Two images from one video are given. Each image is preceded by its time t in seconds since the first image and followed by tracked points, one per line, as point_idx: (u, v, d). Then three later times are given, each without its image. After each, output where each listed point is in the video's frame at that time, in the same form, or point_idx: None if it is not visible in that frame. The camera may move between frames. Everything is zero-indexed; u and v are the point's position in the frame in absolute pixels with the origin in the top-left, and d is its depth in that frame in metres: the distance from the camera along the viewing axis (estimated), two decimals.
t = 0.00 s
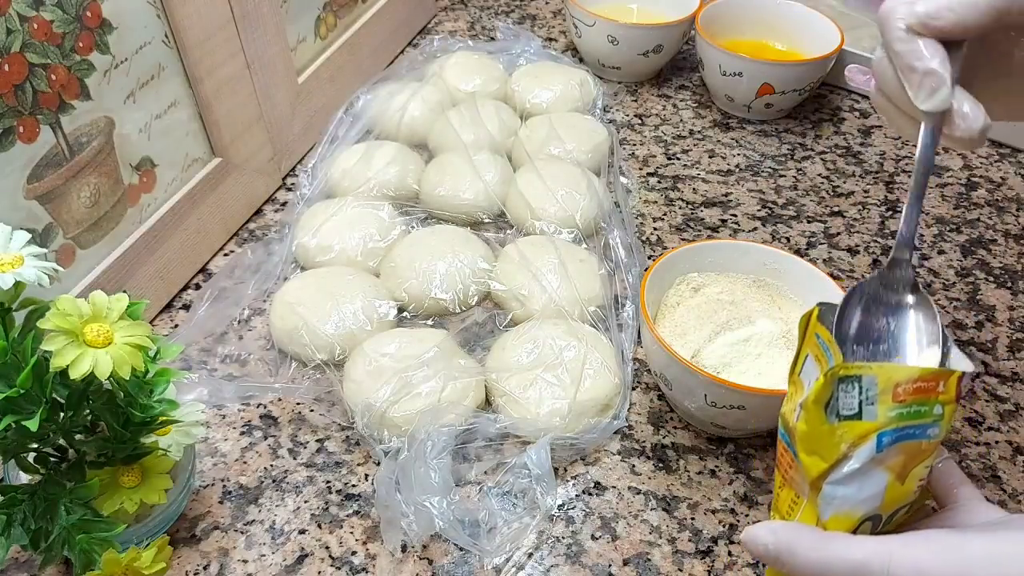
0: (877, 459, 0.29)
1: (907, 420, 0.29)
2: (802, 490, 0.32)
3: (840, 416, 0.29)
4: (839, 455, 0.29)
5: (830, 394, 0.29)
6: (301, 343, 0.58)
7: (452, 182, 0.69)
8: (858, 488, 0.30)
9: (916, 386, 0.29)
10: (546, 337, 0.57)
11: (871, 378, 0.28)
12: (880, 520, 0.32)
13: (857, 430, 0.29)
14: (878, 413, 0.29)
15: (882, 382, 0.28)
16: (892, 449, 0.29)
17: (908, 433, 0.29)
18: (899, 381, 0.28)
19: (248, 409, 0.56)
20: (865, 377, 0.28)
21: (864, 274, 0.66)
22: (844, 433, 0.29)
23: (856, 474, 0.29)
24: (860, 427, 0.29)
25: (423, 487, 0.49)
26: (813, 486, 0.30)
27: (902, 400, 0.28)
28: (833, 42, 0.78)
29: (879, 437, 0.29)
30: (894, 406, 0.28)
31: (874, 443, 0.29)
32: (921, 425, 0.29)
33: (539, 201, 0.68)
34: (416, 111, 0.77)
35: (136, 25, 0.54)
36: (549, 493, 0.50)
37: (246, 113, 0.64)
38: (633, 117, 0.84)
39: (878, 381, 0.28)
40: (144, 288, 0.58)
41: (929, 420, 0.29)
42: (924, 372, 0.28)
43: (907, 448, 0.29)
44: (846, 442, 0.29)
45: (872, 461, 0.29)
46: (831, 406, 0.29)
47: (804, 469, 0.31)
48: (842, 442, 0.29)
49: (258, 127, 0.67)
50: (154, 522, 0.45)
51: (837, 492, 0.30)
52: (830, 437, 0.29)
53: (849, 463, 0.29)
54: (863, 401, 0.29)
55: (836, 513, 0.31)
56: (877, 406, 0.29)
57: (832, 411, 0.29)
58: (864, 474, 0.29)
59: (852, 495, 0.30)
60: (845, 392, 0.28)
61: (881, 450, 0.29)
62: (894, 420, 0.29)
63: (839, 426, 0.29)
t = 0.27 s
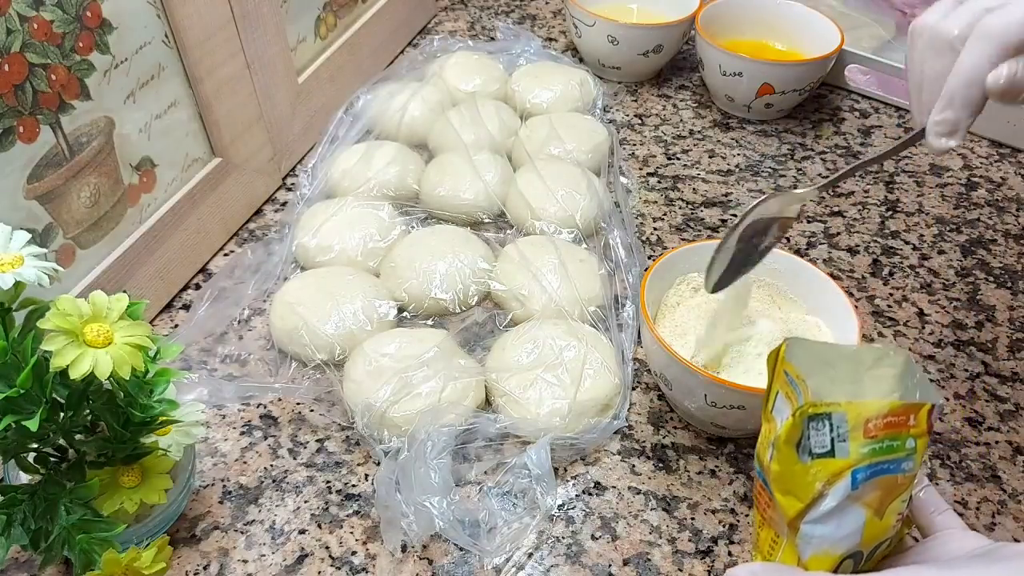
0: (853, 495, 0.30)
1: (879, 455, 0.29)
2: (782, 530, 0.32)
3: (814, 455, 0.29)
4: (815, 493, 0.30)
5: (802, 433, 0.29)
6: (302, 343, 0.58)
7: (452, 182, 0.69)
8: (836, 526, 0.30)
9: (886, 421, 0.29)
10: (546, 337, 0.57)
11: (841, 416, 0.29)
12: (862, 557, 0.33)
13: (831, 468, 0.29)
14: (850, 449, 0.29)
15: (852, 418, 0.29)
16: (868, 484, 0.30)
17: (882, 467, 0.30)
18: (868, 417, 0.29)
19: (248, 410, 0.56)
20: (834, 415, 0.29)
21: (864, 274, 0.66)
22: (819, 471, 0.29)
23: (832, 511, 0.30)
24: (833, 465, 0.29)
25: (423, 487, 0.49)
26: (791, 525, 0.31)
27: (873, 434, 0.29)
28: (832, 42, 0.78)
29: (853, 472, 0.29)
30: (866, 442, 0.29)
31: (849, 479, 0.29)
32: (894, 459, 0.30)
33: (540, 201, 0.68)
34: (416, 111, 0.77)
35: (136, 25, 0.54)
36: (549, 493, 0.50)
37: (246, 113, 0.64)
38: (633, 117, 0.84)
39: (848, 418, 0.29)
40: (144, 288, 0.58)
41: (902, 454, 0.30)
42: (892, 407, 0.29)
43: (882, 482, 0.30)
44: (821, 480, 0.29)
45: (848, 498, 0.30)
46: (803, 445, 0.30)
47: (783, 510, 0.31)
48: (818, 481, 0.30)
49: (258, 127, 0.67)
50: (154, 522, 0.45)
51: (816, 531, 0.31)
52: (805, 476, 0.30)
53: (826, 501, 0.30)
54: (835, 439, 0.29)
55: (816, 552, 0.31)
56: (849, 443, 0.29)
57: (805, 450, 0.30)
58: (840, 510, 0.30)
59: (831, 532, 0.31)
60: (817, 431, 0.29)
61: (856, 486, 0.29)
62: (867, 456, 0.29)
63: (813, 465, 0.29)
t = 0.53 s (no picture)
0: (915, 517, 0.30)
1: (944, 477, 0.29)
2: (840, 552, 0.33)
3: (875, 476, 0.30)
4: (876, 514, 0.30)
5: (864, 453, 0.30)
6: (302, 343, 0.58)
7: (452, 182, 0.69)
8: (898, 549, 0.30)
9: (951, 443, 0.29)
10: (546, 337, 0.57)
11: (904, 437, 0.29)
12: None
13: (893, 489, 0.29)
14: (913, 471, 0.29)
15: (916, 440, 0.29)
16: (931, 506, 0.30)
17: (946, 490, 0.29)
18: (933, 438, 0.29)
19: (248, 410, 0.56)
20: (898, 436, 0.29)
21: (864, 274, 0.66)
22: (880, 493, 0.30)
23: (895, 534, 0.30)
24: (896, 486, 0.29)
25: (423, 487, 0.49)
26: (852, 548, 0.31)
27: (937, 456, 0.29)
28: (833, 42, 0.78)
29: (916, 495, 0.29)
30: (929, 463, 0.29)
31: (911, 501, 0.29)
32: (959, 481, 0.30)
33: (539, 201, 0.68)
34: (416, 111, 0.77)
35: (136, 25, 0.54)
36: (549, 493, 0.50)
37: (246, 113, 0.64)
38: (633, 117, 0.84)
39: (911, 439, 0.29)
40: (144, 288, 0.58)
41: (967, 476, 0.30)
42: (957, 428, 0.29)
43: (945, 505, 0.30)
44: (883, 501, 0.30)
45: (910, 520, 0.30)
46: (865, 466, 0.30)
47: (843, 530, 0.31)
48: (879, 502, 0.30)
49: (258, 127, 0.67)
50: (154, 522, 0.45)
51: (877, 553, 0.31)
52: (867, 497, 0.30)
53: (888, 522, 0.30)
54: (897, 459, 0.29)
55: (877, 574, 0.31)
56: (912, 464, 0.29)
57: (866, 471, 0.30)
58: (901, 532, 0.30)
59: (893, 556, 0.31)
60: (878, 452, 0.29)
61: (919, 509, 0.29)
62: (930, 478, 0.29)
63: (875, 486, 0.30)
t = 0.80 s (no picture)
0: (932, 501, 0.30)
1: (963, 463, 0.30)
2: (855, 532, 0.33)
3: (895, 458, 0.30)
4: (893, 496, 0.30)
5: (885, 436, 0.30)
6: (302, 343, 0.58)
7: (452, 182, 0.69)
8: (913, 531, 0.31)
9: (972, 430, 0.29)
10: (546, 337, 0.57)
11: (926, 421, 0.29)
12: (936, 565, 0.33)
13: (913, 472, 0.30)
14: (933, 455, 0.30)
15: (938, 424, 0.29)
16: (948, 491, 0.30)
17: (964, 476, 0.30)
18: (954, 424, 0.29)
19: (248, 410, 0.56)
20: (920, 420, 0.29)
21: (864, 274, 0.66)
22: (899, 475, 0.30)
23: (911, 516, 0.30)
24: (915, 470, 0.30)
25: (423, 487, 0.49)
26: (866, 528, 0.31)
27: (958, 442, 0.29)
28: (832, 42, 0.78)
29: (934, 479, 0.30)
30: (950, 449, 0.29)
31: (929, 485, 0.30)
32: (978, 469, 0.30)
33: (539, 201, 0.68)
34: (416, 110, 0.77)
35: (136, 25, 0.54)
36: (549, 493, 0.50)
37: (246, 113, 0.64)
38: (633, 117, 0.84)
39: (933, 424, 0.30)
40: (144, 288, 0.58)
41: (986, 464, 0.30)
42: (980, 415, 0.29)
43: (962, 491, 0.30)
44: (901, 483, 0.30)
45: (927, 504, 0.30)
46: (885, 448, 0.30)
47: (858, 510, 0.32)
48: (897, 484, 0.30)
49: (258, 127, 0.67)
50: (154, 522, 0.45)
51: (892, 534, 0.31)
52: (885, 479, 0.30)
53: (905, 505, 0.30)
54: (917, 443, 0.30)
55: (890, 556, 0.32)
56: (932, 449, 0.30)
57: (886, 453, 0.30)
58: (918, 516, 0.30)
59: (907, 537, 0.31)
60: (900, 435, 0.30)
61: (936, 492, 0.30)
62: (949, 463, 0.30)
63: (894, 468, 0.30)
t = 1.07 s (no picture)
0: (925, 506, 0.31)
1: (956, 468, 0.31)
2: (852, 537, 0.35)
3: (888, 464, 0.32)
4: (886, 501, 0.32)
5: (876, 442, 0.32)
6: (301, 343, 0.58)
7: (452, 182, 0.69)
8: (908, 536, 0.32)
9: (964, 435, 0.31)
10: (546, 337, 0.57)
11: (917, 427, 0.31)
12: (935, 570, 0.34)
13: (905, 478, 0.31)
14: (925, 461, 0.31)
15: (929, 430, 0.31)
16: (941, 496, 0.31)
17: (957, 481, 0.31)
18: (946, 430, 0.31)
19: (248, 410, 0.56)
20: (910, 426, 0.31)
21: (864, 274, 0.66)
22: (892, 480, 0.32)
23: (905, 520, 0.32)
24: (907, 475, 0.31)
25: (423, 487, 0.49)
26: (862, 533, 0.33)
27: (949, 447, 0.31)
28: (832, 42, 0.78)
29: (926, 484, 0.31)
30: (942, 454, 0.31)
31: (921, 491, 0.31)
32: (971, 473, 0.31)
33: (540, 201, 0.68)
34: (416, 111, 0.77)
35: (136, 25, 0.54)
36: (549, 493, 0.50)
37: (246, 113, 0.64)
38: (633, 117, 0.84)
39: (924, 430, 0.31)
40: (144, 288, 0.58)
41: (979, 468, 0.31)
42: (970, 420, 0.31)
43: (956, 496, 0.31)
44: (894, 489, 0.32)
45: (920, 509, 0.32)
46: (878, 454, 0.32)
47: (853, 516, 0.34)
48: (890, 489, 0.32)
49: (258, 127, 0.67)
50: (153, 522, 0.45)
51: (886, 539, 0.33)
52: (878, 485, 0.32)
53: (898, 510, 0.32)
54: (909, 449, 0.31)
55: (886, 562, 0.33)
56: (924, 455, 0.31)
57: (879, 459, 0.32)
58: (912, 521, 0.32)
59: (902, 542, 0.32)
60: (891, 442, 0.31)
61: (928, 498, 0.31)
62: (942, 468, 0.31)
63: (886, 474, 0.32)
